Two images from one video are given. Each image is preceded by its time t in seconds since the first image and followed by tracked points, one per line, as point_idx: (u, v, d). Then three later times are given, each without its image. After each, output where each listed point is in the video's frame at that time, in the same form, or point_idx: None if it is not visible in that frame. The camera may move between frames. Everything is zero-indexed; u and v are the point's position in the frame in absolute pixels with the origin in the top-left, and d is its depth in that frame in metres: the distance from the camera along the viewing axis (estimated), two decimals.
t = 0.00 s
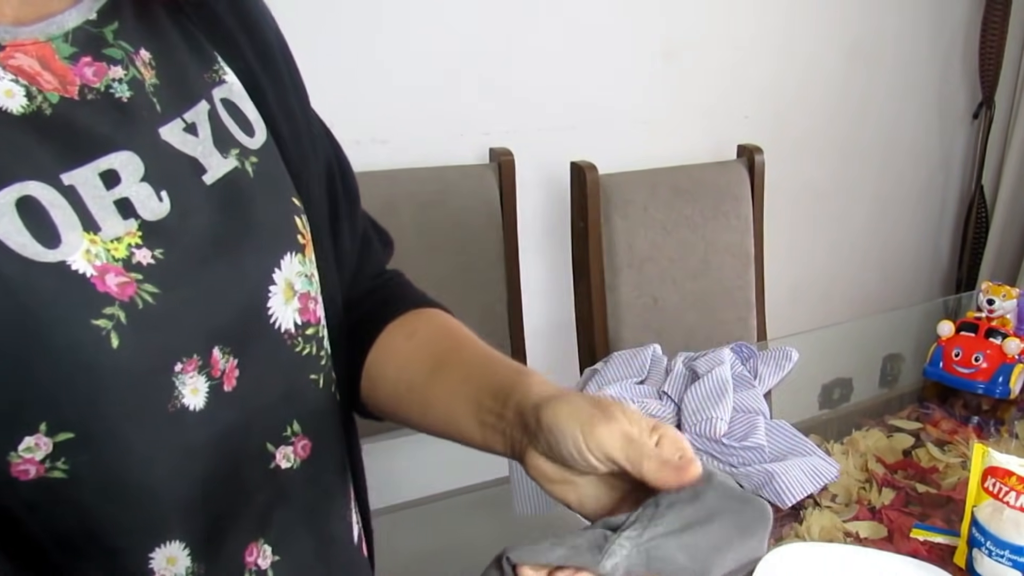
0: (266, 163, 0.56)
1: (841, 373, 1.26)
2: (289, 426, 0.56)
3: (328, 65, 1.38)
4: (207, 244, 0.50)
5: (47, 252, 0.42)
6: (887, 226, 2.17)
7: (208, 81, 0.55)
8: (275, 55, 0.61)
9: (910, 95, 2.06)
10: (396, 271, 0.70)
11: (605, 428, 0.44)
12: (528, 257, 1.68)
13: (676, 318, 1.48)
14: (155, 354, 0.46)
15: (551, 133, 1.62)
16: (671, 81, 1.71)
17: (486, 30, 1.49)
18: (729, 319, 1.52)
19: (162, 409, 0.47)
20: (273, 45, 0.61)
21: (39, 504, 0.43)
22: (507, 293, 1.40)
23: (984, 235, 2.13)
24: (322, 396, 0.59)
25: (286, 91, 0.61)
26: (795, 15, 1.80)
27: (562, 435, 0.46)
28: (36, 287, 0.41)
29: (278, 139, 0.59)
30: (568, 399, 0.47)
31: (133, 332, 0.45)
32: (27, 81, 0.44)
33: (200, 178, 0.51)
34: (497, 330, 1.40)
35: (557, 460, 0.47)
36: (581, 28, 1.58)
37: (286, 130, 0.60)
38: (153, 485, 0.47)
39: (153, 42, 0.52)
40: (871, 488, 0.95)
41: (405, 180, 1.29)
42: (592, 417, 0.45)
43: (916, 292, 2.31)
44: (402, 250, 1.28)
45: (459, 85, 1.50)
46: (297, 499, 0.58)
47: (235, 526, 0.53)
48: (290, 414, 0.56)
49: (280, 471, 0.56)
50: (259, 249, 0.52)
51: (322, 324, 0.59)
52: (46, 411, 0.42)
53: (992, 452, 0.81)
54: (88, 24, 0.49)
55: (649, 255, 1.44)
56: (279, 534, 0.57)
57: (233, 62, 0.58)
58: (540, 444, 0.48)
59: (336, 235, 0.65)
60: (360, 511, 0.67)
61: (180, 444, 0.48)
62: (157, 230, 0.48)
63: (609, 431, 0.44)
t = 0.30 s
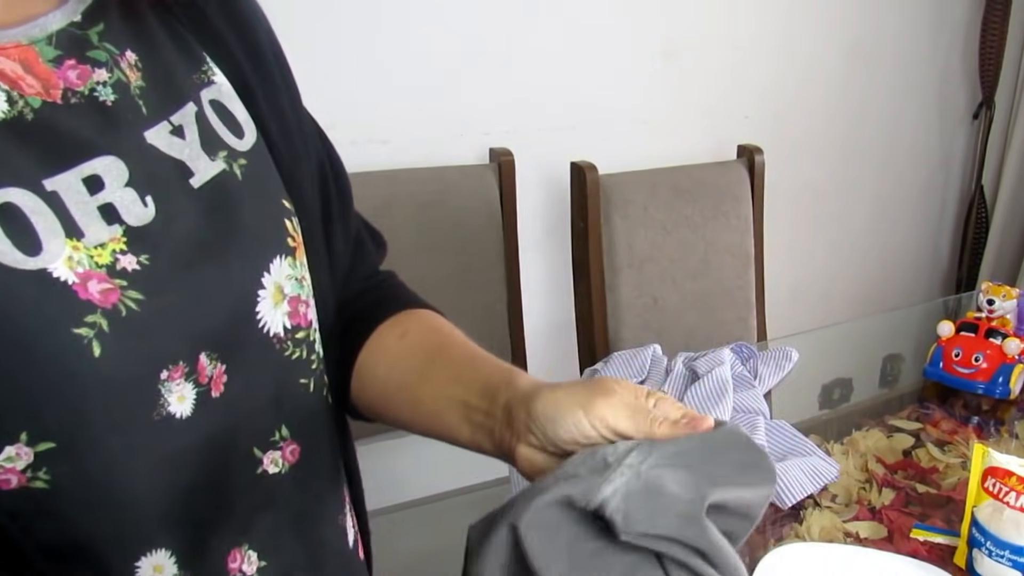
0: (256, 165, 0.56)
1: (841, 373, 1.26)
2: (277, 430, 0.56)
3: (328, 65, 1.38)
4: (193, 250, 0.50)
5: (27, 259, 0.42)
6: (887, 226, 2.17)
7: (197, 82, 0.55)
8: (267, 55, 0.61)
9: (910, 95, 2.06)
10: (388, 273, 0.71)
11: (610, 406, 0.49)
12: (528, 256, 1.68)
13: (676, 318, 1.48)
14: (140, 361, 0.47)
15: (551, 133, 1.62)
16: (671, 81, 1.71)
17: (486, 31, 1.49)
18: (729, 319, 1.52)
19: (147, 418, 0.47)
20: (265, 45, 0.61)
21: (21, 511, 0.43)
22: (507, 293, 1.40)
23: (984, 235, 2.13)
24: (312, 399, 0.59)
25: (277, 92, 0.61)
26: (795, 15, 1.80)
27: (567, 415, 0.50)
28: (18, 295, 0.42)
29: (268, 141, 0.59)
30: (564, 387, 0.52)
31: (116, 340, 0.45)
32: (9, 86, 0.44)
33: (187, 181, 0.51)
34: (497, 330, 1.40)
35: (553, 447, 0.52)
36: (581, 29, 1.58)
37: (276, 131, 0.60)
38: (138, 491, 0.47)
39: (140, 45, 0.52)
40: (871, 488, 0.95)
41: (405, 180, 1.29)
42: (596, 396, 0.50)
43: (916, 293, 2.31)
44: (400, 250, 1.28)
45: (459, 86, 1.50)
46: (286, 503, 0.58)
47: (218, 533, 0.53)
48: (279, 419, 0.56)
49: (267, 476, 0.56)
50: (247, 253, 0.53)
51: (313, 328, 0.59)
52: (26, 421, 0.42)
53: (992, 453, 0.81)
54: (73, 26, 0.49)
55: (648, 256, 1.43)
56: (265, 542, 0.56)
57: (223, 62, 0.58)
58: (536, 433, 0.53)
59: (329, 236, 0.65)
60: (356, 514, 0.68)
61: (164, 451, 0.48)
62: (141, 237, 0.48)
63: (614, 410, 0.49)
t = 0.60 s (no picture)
0: (248, 166, 0.56)
1: (841, 373, 1.26)
2: (272, 433, 0.56)
3: (328, 65, 1.39)
4: (188, 254, 0.50)
5: (22, 265, 0.42)
6: (887, 226, 2.17)
7: (187, 82, 0.55)
8: (257, 56, 0.61)
9: (910, 95, 2.06)
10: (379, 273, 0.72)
11: (622, 400, 0.51)
12: (528, 257, 1.68)
13: (676, 318, 1.48)
14: (135, 366, 0.46)
15: (551, 133, 1.62)
16: (671, 81, 1.71)
17: (486, 31, 1.50)
18: (729, 319, 1.52)
19: (145, 423, 0.47)
20: (255, 46, 0.61)
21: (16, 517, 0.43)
22: (507, 293, 1.40)
23: (984, 235, 2.13)
24: (309, 402, 0.59)
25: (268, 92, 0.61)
26: (794, 16, 1.80)
27: (582, 413, 0.52)
28: (12, 300, 0.41)
29: (259, 142, 0.59)
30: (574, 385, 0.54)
31: (112, 345, 0.45)
32: None
33: (180, 184, 0.51)
34: (497, 330, 1.40)
35: (572, 444, 0.54)
36: (581, 28, 1.58)
37: (267, 131, 0.60)
38: (134, 498, 0.47)
39: (131, 47, 0.52)
40: (871, 488, 0.95)
41: (405, 180, 1.29)
42: (606, 392, 0.52)
43: (916, 293, 2.31)
44: (399, 250, 1.28)
45: (458, 85, 1.51)
46: (285, 508, 0.58)
47: (217, 538, 0.53)
48: (275, 422, 0.56)
49: (264, 479, 0.56)
50: (243, 255, 0.53)
51: (308, 330, 0.60)
52: (22, 430, 0.42)
53: (991, 453, 0.80)
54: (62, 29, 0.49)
55: (648, 256, 1.44)
56: (260, 546, 0.57)
57: (214, 63, 0.58)
58: (553, 432, 0.54)
59: (322, 239, 0.65)
60: (352, 514, 0.68)
61: (160, 457, 0.48)
62: (136, 241, 0.48)
63: (626, 402, 0.51)
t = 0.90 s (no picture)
0: (246, 171, 0.56)
1: (840, 373, 1.26)
2: (272, 442, 0.56)
3: (328, 63, 1.39)
4: (186, 263, 0.50)
5: (13, 276, 0.42)
6: (887, 226, 2.17)
7: (185, 86, 0.55)
8: (256, 57, 0.61)
9: (910, 95, 2.06)
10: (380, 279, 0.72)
11: (596, 405, 0.51)
12: (528, 257, 1.68)
13: (676, 318, 1.48)
14: (130, 378, 0.46)
15: (550, 134, 1.62)
16: (671, 82, 1.71)
17: (486, 30, 1.50)
18: (729, 319, 1.52)
19: (144, 435, 0.47)
20: (253, 47, 0.61)
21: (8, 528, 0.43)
22: (507, 292, 1.40)
23: (984, 235, 2.13)
24: (308, 409, 0.60)
25: (267, 93, 0.61)
26: (794, 16, 1.80)
27: (567, 431, 0.53)
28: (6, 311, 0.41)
29: (258, 143, 0.59)
30: (549, 404, 0.54)
31: (106, 356, 0.45)
32: None
33: (177, 191, 0.51)
34: (496, 330, 1.40)
35: (561, 462, 0.56)
36: (581, 28, 1.58)
37: (265, 134, 0.60)
38: (129, 509, 0.47)
39: (127, 51, 0.52)
40: (871, 488, 0.95)
41: (405, 180, 1.29)
42: (580, 401, 0.52)
43: (917, 292, 2.32)
44: (399, 250, 1.28)
45: (459, 85, 1.51)
46: (283, 516, 0.58)
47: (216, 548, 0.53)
48: (274, 431, 0.56)
49: (265, 488, 0.56)
50: (241, 262, 0.53)
51: (307, 336, 0.60)
52: (13, 441, 0.42)
53: (991, 453, 0.80)
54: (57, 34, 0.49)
55: (648, 256, 1.43)
56: (261, 556, 0.57)
57: (211, 66, 0.58)
58: (544, 457, 0.57)
59: (323, 242, 0.65)
60: (351, 521, 0.68)
61: (156, 469, 0.48)
62: (130, 251, 0.48)
63: (602, 405, 0.51)
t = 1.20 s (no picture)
0: (249, 174, 0.56)
1: (841, 373, 1.26)
2: (275, 448, 0.57)
3: (328, 64, 1.39)
4: (187, 269, 0.50)
5: (10, 287, 0.42)
6: (887, 226, 2.17)
7: (188, 87, 0.55)
8: (262, 55, 0.61)
9: (910, 95, 2.06)
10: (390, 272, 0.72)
11: (628, 396, 0.53)
12: (528, 257, 1.68)
13: (676, 318, 1.48)
14: (129, 388, 0.46)
15: (551, 134, 1.62)
16: (671, 82, 1.71)
17: (485, 30, 1.50)
18: (729, 319, 1.52)
19: (144, 447, 0.47)
20: (258, 46, 0.61)
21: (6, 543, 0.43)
22: (507, 292, 1.40)
23: (985, 235, 2.13)
24: (312, 415, 0.60)
25: (273, 91, 0.61)
26: (794, 16, 1.80)
27: (599, 418, 0.54)
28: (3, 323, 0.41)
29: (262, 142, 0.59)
30: (579, 393, 0.55)
31: (104, 367, 0.45)
32: None
33: (179, 195, 0.51)
34: (496, 331, 1.40)
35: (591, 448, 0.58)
36: (581, 28, 1.58)
37: (271, 133, 0.60)
38: (128, 518, 0.47)
39: (130, 51, 0.52)
40: (871, 488, 0.95)
41: (404, 180, 1.29)
42: (613, 391, 0.54)
43: (917, 292, 2.32)
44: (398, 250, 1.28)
45: (458, 86, 1.51)
46: (288, 523, 0.58)
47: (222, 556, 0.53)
48: (277, 437, 0.57)
49: (268, 494, 0.56)
50: (243, 266, 0.53)
51: (310, 341, 0.60)
52: (8, 455, 0.42)
53: (991, 453, 0.81)
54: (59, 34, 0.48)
55: (648, 257, 1.44)
56: (265, 563, 0.56)
57: (216, 66, 0.58)
58: (573, 442, 0.58)
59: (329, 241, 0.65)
60: (354, 524, 0.68)
61: (157, 477, 0.48)
62: (131, 259, 0.47)
63: (635, 397, 0.53)
